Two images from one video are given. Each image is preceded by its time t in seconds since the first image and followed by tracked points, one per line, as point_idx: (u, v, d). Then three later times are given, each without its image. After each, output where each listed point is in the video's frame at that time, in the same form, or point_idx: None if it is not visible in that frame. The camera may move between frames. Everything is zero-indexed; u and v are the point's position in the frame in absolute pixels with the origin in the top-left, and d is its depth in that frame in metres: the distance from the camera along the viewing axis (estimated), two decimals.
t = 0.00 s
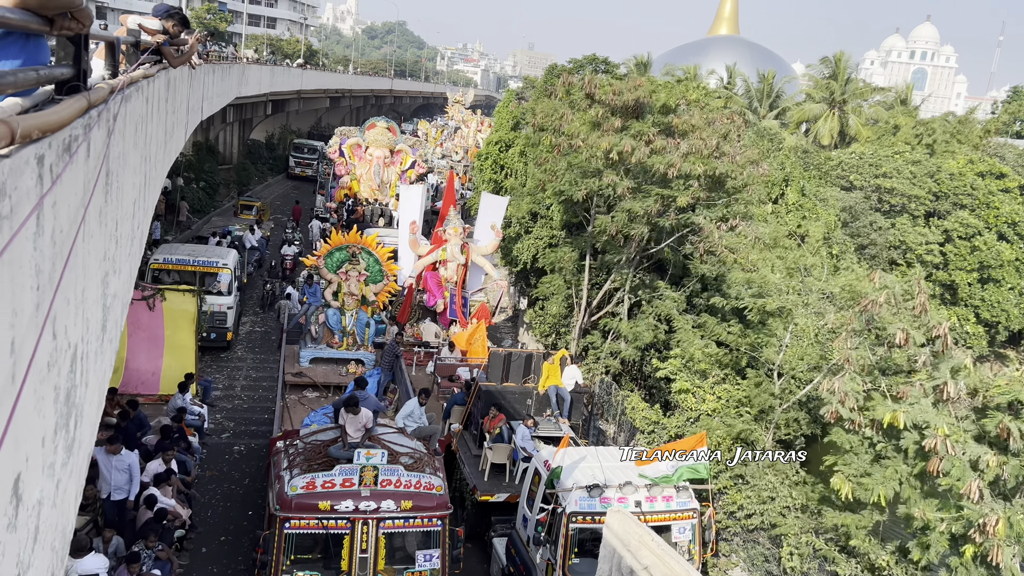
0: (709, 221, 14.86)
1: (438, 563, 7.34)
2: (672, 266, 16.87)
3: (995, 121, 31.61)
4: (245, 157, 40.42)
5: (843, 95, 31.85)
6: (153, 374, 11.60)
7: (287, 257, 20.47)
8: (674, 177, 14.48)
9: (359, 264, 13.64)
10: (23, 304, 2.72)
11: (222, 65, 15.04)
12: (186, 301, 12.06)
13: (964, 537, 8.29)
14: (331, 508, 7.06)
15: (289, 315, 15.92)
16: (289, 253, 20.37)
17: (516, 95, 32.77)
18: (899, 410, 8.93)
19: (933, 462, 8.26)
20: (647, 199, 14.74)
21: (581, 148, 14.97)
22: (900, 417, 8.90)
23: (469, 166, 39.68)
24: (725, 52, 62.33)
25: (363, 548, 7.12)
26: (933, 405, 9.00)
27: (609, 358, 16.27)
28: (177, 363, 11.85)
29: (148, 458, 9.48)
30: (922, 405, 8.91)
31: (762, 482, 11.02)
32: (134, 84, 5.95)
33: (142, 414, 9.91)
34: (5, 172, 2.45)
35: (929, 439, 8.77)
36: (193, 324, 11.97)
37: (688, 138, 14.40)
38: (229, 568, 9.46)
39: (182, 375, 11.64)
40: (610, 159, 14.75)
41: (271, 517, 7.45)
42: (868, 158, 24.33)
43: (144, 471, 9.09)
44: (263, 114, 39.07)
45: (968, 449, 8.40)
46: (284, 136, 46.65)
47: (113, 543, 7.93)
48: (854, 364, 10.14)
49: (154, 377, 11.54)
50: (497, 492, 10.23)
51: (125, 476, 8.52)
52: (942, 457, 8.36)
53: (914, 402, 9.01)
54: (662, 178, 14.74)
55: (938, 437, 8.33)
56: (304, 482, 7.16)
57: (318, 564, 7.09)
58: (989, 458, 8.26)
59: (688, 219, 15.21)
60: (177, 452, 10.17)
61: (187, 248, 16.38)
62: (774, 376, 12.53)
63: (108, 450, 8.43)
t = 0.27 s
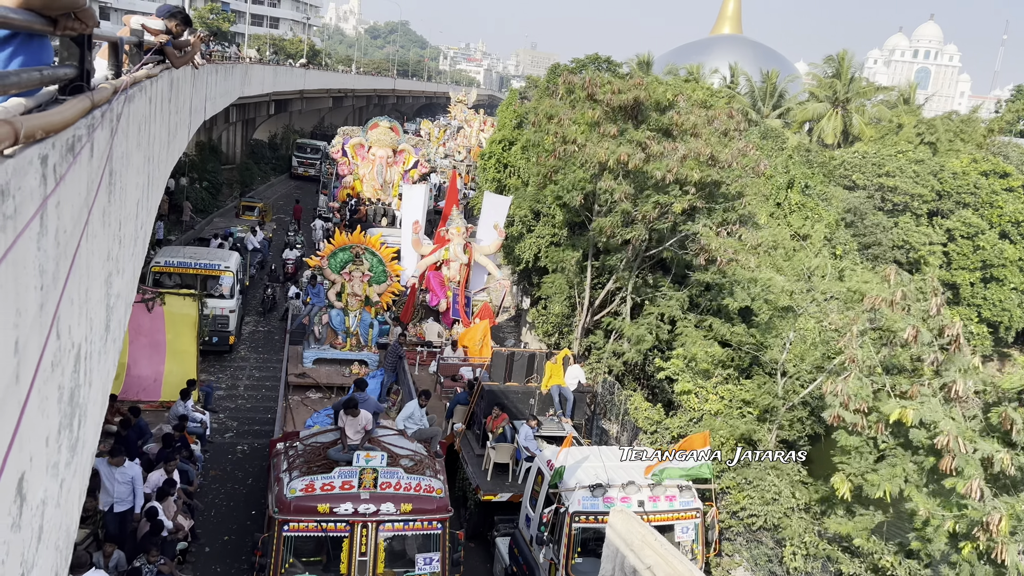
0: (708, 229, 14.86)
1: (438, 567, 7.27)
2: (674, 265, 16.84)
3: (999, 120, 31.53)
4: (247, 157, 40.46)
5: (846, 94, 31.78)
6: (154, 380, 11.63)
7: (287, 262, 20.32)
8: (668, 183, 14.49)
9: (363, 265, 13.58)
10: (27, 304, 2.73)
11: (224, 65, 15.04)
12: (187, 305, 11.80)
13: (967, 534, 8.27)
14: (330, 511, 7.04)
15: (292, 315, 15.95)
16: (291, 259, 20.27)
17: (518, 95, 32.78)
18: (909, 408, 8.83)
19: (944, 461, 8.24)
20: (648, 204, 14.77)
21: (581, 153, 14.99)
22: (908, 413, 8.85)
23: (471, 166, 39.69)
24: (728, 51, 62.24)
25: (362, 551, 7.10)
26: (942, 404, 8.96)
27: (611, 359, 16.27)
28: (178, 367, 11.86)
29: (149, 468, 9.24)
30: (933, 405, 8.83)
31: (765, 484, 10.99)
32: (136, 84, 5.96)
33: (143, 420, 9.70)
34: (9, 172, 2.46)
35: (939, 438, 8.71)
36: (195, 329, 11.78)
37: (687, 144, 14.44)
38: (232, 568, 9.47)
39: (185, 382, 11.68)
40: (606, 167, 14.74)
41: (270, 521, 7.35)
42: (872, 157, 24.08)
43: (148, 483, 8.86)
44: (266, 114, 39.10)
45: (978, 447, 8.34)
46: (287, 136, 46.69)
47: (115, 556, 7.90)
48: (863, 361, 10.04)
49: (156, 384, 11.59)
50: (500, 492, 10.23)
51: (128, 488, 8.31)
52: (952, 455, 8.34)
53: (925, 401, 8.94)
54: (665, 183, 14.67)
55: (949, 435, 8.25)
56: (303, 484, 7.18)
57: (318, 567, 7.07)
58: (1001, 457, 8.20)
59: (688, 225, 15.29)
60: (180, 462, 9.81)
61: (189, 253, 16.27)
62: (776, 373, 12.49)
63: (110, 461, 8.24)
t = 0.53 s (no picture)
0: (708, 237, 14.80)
1: (438, 569, 7.28)
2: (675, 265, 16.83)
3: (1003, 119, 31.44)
4: (250, 156, 40.49)
5: (850, 93, 31.72)
6: (154, 385, 11.36)
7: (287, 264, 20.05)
8: (659, 186, 14.62)
9: (366, 265, 13.59)
10: (30, 303, 2.74)
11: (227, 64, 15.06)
12: (188, 309, 11.58)
13: (970, 534, 8.25)
14: (329, 512, 7.05)
15: (294, 315, 15.95)
16: (291, 263, 20.05)
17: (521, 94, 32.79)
18: (926, 411, 8.66)
19: (958, 461, 8.32)
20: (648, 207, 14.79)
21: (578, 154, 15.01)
22: (926, 416, 8.64)
23: (473, 166, 39.69)
24: (730, 51, 62.13)
25: (361, 554, 7.10)
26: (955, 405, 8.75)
27: (614, 358, 16.26)
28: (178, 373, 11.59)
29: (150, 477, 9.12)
30: (946, 405, 8.71)
31: (766, 485, 10.97)
32: (139, 83, 5.97)
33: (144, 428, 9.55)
34: (13, 171, 2.47)
35: (950, 439, 8.58)
36: (197, 333, 11.59)
37: (683, 145, 14.43)
38: (235, 567, 9.48)
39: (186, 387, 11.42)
40: (604, 168, 14.80)
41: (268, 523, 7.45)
42: (874, 157, 24.62)
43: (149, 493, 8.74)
44: (268, 113, 39.12)
45: (986, 446, 8.34)
46: (290, 135, 46.73)
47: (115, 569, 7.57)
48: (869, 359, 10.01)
49: (156, 388, 11.29)
50: (502, 491, 10.24)
51: (130, 498, 8.26)
52: (970, 453, 8.39)
53: (936, 401, 8.80)
54: (669, 188, 14.67)
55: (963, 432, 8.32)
56: (301, 486, 7.19)
57: (316, 569, 7.09)
58: (1008, 456, 8.18)
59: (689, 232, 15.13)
60: (181, 470, 9.64)
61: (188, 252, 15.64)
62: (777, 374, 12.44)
63: (113, 471, 8.19)
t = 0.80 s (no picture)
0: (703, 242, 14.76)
1: (436, 572, 7.28)
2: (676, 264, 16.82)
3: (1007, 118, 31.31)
4: (252, 155, 40.54)
5: (852, 93, 31.69)
6: (153, 391, 11.37)
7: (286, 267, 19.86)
8: (656, 190, 14.68)
9: (367, 265, 13.59)
10: (31, 302, 2.72)
11: (229, 63, 15.07)
12: (187, 314, 11.46)
13: (977, 535, 8.23)
14: (327, 514, 7.05)
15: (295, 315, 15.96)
16: (290, 265, 19.86)
17: (522, 94, 32.76)
18: (931, 413, 8.61)
19: (959, 459, 8.32)
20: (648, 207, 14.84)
21: (577, 154, 15.06)
22: (930, 419, 8.61)
23: (475, 165, 39.69)
24: (732, 50, 62.09)
25: (359, 556, 7.11)
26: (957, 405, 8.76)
27: (615, 358, 16.29)
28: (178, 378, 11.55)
29: (150, 486, 9.02)
30: (949, 406, 8.71)
31: (765, 486, 10.96)
32: (141, 82, 5.96)
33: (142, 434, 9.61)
34: (13, 170, 2.46)
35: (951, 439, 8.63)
36: (196, 338, 11.45)
37: (678, 146, 14.49)
38: (236, 565, 9.49)
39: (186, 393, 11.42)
40: (602, 169, 14.83)
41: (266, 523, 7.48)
42: (876, 157, 24.77)
43: (148, 503, 8.62)
44: (270, 113, 39.14)
45: (991, 447, 8.33)
46: (291, 134, 46.78)
47: None
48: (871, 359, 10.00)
49: (156, 395, 11.31)
50: (503, 490, 10.25)
51: (130, 511, 8.15)
52: (971, 451, 8.38)
53: (939, 402, 8.79)
54: (669, 190, 14.69)
55: (964, 431, 8.31)
56: (299, 487, 7.17)
57: (315, 570, 7.11)
58: (1012, 458, 8.15)
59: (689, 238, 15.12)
60: (180, 479, 9.50)
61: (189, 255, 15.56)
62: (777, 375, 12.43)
63: (113, 483, 8.03)
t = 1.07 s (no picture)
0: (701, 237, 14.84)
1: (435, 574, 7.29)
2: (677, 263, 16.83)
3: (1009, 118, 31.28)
4: (253, 154, 40.58)
5: (853, 93, 31.72)
6: (152, 397, 11.24)
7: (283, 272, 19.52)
8: (656, 191, 14.77)
9: (369, 265, 13.63)
10: (32, 301, 2.73)
11: (230, 63, 15.07)
12: (186, 320, 11.30)
13: (982, 541, 8.21)
14: (324, 516, 7.05)
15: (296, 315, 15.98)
16: (287, 270, 19.51)
17: (524, 93, 32.78)
18: (923, 416, 8.69)
19: (961, 462, 8.06)
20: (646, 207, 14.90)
21: (574, 155, 15.12)
22: (924, 419, 8.70)
23: (476, 164, 39.72)
24: (734, 50, 62.13)
25: (357, 557, 7.10)
26: (954, 408, 8.83)
27: (616, 358, 16.31)
28: (178, 384, 11.41)
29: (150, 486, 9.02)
30: (945, 409, 8.76)
31: (765, 486, 10.98)
32: (142, 82, 5.96)
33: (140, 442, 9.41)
34: (15, 169, 2.46)
35: (951, 442, 8.61)
36: (195, 343, 11.27)
37: (674, 147, 14.61)
38: (237, 565, 9.50)
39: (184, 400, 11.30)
40: (602, 170, 14.90)
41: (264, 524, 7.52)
42: (876, 156, 24.80)
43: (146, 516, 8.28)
44: (271, 112, 39.17)
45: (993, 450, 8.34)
46: (293, 133, 46.80)
47: None
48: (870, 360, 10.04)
49: (154, 401, 11.21)
50: (504, 489, 10.26)
51: (126, 528, 7.83)
52: (972, 455, 8.21)
53: (936, 403, 8.84)
54: (666, 190, 14.73)
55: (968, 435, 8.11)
56: (297, 488, 7.18)
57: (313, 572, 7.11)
58: (1015, 460, 8.15)
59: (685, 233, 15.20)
60: (180, 489, 9.08)
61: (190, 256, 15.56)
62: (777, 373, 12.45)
63: (108, 498, 7.76)
